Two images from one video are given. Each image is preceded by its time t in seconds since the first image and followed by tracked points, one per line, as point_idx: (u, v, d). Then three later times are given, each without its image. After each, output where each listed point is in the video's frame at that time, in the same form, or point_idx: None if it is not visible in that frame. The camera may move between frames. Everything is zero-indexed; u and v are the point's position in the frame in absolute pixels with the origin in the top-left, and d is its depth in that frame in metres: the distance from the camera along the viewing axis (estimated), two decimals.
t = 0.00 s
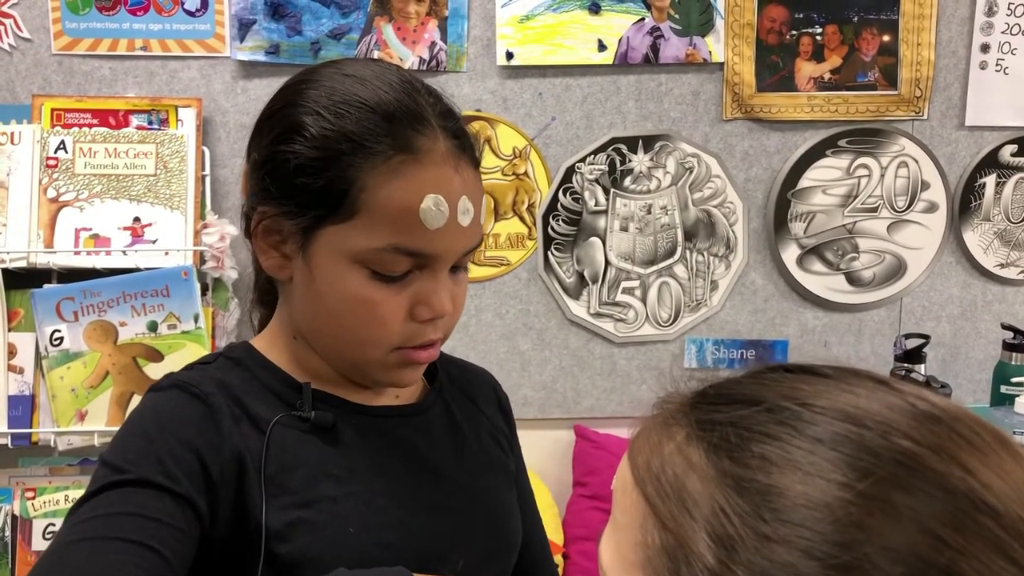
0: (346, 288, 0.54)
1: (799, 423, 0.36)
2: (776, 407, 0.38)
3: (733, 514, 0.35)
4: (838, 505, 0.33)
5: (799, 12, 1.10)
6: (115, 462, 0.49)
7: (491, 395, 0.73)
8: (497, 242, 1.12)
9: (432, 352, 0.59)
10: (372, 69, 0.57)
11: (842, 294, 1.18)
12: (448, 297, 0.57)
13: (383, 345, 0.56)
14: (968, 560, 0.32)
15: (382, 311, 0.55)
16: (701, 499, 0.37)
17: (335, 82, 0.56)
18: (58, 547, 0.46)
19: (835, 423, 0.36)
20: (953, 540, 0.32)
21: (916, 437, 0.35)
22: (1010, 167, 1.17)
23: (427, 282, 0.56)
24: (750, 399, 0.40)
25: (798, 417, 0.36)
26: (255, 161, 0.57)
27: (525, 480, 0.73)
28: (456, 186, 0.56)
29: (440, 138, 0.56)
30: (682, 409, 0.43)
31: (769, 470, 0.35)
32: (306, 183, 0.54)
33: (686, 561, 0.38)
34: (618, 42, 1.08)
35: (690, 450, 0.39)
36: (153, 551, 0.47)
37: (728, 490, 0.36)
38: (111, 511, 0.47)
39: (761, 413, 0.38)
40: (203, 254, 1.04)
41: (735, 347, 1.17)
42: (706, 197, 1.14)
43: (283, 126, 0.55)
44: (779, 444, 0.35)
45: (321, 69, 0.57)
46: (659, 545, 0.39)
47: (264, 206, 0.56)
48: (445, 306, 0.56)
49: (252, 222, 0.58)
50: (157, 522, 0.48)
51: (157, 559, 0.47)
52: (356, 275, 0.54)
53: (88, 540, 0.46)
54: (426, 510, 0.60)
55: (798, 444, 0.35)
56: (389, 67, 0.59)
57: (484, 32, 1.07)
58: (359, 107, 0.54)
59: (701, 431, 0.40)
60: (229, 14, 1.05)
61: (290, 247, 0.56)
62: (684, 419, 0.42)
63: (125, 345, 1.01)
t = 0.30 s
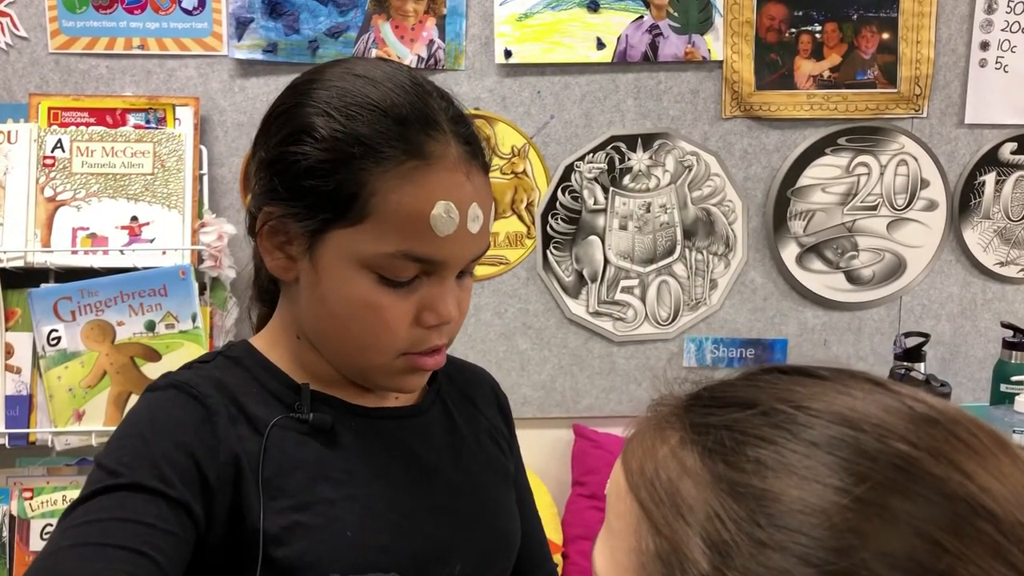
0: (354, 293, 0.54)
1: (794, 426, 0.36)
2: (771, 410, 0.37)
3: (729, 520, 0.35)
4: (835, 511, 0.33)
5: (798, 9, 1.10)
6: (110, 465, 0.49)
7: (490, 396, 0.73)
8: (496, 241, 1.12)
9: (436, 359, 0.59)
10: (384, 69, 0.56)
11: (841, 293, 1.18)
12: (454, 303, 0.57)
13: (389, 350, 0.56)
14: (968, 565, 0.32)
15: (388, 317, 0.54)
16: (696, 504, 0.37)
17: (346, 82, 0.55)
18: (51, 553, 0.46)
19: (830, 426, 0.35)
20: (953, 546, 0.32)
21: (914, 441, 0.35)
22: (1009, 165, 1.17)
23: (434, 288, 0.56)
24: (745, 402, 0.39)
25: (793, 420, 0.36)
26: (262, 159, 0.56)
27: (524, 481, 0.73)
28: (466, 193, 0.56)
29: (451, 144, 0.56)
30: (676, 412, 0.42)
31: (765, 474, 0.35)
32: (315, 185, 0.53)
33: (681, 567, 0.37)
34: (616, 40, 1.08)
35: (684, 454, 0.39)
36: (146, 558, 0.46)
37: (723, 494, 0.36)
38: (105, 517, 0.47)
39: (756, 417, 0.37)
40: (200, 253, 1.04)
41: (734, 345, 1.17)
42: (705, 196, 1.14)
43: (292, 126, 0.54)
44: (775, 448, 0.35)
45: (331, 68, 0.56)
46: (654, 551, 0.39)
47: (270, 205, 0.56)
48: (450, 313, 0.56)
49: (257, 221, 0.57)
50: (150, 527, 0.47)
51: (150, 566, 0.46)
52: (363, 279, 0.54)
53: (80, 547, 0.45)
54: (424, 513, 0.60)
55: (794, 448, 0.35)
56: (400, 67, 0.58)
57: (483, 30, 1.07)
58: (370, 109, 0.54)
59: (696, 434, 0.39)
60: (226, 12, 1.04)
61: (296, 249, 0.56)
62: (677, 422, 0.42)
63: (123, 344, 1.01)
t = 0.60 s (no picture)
0: (359, 293, 0.53)
1: (797, 428, 0.35)
2: (773, 411, 0.37)
3: (732, 524, 0.35)
4: (840, 515, 0.32)
5: (796, 7, 1.10)
6: (106, 461, 0.49)
7: (491, 397, 0.73)
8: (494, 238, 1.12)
9: (438, 362, 0.59)
10: (397, 70, 0.56)
11: (840, 291, 1.18)
12: (457, 306, 0.57)
13: (392, 352, 0.56)
14: (973, 566, 0.32)
15: (391, 317, 0.54)
16: (698, 509, 0.37)
17: (359, 81, 0.55)
18: (44, 551, 0.45)
19: (834, 427, 0.35)
20: (960, 548, 0.32)
21: (918, 441, 0.34)
22: (1008, 162, 1.17)
23: (438, 290, 0.56)
24: (745, 404, 0.39)
25: (795, 421, 0.36)
26: (271, 154, 0.56)
27: (523, 483, 0.73)
28: (475, 196, 0.56)
29: (461, 147, 0.56)
30: (675, 415, 0.42)
31: (768, 478, 0.34)
32: (323, 183, 0.53)
33: (684, 573, 0.37)
34: (615, 38, 1.07)
35: (684, 457, 0.39)
36: (138, 557, 0.46)
37: (726, 498, 0.35)
38: (98, 515, 0.46)
39: (757, 418, 0.37)
40: (198, 251, 1.04)
41: (733, 343, 1.17)
42: (704, 193, 1.13)
43: (303, 122, 0.54)
44: (778, 449, 0.35)
45: (344, 66, 0.56)
46: (655, 557, 0.38)
47: (277, 201, 0.55)
48: (453, 316, 0.56)
49: (264, 216, 0.57)
50: (143, 526, 0.47)
51: (141, 565, 0.46)
52: (368, 279, 0.53)
53: (71, 546, 0.45)
54: (422, 513, 0.60)
55: (796, 450, 0.35)
56: (413, 68, 0.58)
57: (481, 27, 1.06)
58: (382, 110, 0.53)
59: (696, 438, 0.39)
60: (224, 10, 1.04)
61: (301, 246, 0.55)
62: (676, 425, 0.41)
63: (121, 342, 1.01)
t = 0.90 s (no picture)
0: (356, 292, 0.53)
1: (801, 431, 0.35)
2: (776, 414, 0.37)
3: (736, 529, 0.34)
4: (846, 519, 0.32)
5: (795, 4, 1.10)
6: (106, 458, 0.48)
7: (487, 395, 0.73)
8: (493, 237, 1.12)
9: (434, 360, 0.59)
10: (395, 70, 0.56)
11: (839, 289, 1.17)
12: (454, 305, 0.57)
13: (389, 350, 0.56)
14: (977, 569, 0.32)
15: (389, 317, 0.54)
16: (701, 514, 0.36)
17: (356, 81, 0.54)
18: (43, 551, 0.45)
19: (838, 431, 0.35)
20: (967, 552, 0.32)
21: (923, 445, 0.34)
22: (1007, 160, 1.17)
23: (435, 289, 0.56)
24: (747, 407, 0.39)
25: (799, 425, 0.36)
26: (269, 153, 0.56)
27: (520, 481, 0.73)
28: (472, 196, 0.56)
29: (459, 146, 0.56)
30: (677, 418, 0.42)
31: (771, 482, 0.34)
32: (321, 183, 0.53)
33: None
34: (613, 36, 1.07)
35: (687, 461, 0.39)
36: (138, 554, 0.45)
37: (730, 503, 0.35)
38: (98, 513, 0.46)
39: (761, 421, 0.37)
40: (197, 250, 1.04)
41: (732, 341, 1.17)
42: (702, 191, 1.13)
43: (301, 122, 0.54)
44: (782, 453, 0.34)
45: (341, 66, 0.56)
46: (658, 562, 0.38)
47: (275, 201, 0.55)
48: (450, 314, 0.56)
49: (261, 215, 0.57)
50: (144, 523, 0.46)
51: (142, 563, 0.46)
52: (366, 278, 0.53)
53: (71, 543, 0.44)
54: (422, 514, 0.60)
55: (800, 453, 0.34)
56: (411, 68, 0.58)
57: (479, 26, 1.06)
58: (380, 109, 0.53)
59: (698, 441, 0.39)
60: (222, 9, 1.04)
61: (299, 245, 0.55)
62: (679, 428, 0.41)
63: (120, 341, 1.01)
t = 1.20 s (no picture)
0: (357, 293, 0.53)
1: (799, 433, 0.35)
2: (774, 416, 0.37)
3: (734, 531, 0.34)
4: (844, 521, 0.32)
5: (793, 5, 1.09)
6: (110, 457, 0.48)
7: (485, 396, 0.72)
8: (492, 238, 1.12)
9: (433, 361, 0.59)
10: (396, 71, 0.56)
11: (839, 290, 1.17)
12: (454, 306, 0.57)
13: (388, 352, 0.56)
14: (977, 571, 0.32)
15: (389, 317, 0.54)
16: (699, 516, 0.36)
17: (357, 82, 0.54)
18: (50, 551, 0.45)
19: (836, 432, 0.35)
20: (967, 554, 0.32)
21: (922, 446, 0.34)
22: (1006, 160, 1.17)
23: (436, 290, 0.56)
24: (745, 409, 0.39)
25: (797, 427, 0.36)
26: (270, 154, 0.55)
27: (519, 482, 0.73)
28: (473, 197, 0.56)
29: (460, 148, 0.56)
30: (675, 420, 0.42)
31: (770, 484, 0.34)
32: (322, 184, 0.53)
33: None
34: (612, 36, 1.07)
35: (685, 463, 0.39)
36: (147, 553, 0.46)
37: (728, 505, 0.35)
38: (105, 513, 0.46)
39: (759, 423, 0.37)
40: (195, 251, 1.03)
41: (731, 341, 1.17)
42: (701, 192, 1.13)
43: (302, 123, 0.53)
44: (781, 455, 0.34)
45: (342, 67, 0.56)
46: (656, 564, 0.38)
47: (275, 201, 0.55)
48: (450, 315, 0.56)
49: (262, 216, 0.57)
50: (151, 522, 0.47)
51: (151, 561, 0.46)
52: (366, 279, 0.53)
53: (81, 543, 0.45)
54: (421, 514, 0.60)
55: (798, 455, 0.34)
56: (411, 69, 0.58)
57: (477, 26, 1.06)
58: (382, 111, 0.53)
59: (697, 443, 0.39)
60: (220, 9, 1.04)
61: (299, 246, 0.55)
62: (676, 430, 0.41)
63: (118, 342, 1.01)
